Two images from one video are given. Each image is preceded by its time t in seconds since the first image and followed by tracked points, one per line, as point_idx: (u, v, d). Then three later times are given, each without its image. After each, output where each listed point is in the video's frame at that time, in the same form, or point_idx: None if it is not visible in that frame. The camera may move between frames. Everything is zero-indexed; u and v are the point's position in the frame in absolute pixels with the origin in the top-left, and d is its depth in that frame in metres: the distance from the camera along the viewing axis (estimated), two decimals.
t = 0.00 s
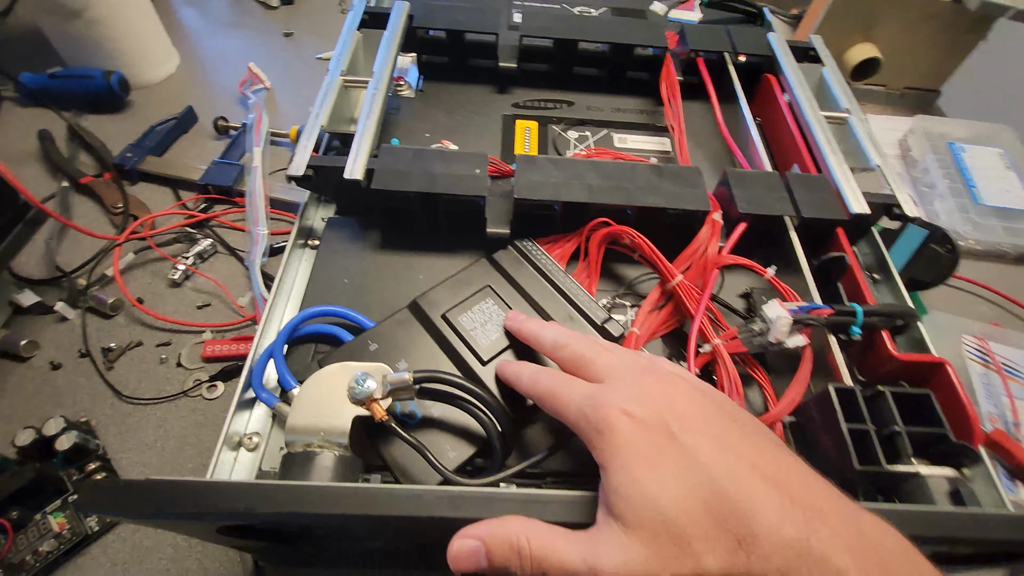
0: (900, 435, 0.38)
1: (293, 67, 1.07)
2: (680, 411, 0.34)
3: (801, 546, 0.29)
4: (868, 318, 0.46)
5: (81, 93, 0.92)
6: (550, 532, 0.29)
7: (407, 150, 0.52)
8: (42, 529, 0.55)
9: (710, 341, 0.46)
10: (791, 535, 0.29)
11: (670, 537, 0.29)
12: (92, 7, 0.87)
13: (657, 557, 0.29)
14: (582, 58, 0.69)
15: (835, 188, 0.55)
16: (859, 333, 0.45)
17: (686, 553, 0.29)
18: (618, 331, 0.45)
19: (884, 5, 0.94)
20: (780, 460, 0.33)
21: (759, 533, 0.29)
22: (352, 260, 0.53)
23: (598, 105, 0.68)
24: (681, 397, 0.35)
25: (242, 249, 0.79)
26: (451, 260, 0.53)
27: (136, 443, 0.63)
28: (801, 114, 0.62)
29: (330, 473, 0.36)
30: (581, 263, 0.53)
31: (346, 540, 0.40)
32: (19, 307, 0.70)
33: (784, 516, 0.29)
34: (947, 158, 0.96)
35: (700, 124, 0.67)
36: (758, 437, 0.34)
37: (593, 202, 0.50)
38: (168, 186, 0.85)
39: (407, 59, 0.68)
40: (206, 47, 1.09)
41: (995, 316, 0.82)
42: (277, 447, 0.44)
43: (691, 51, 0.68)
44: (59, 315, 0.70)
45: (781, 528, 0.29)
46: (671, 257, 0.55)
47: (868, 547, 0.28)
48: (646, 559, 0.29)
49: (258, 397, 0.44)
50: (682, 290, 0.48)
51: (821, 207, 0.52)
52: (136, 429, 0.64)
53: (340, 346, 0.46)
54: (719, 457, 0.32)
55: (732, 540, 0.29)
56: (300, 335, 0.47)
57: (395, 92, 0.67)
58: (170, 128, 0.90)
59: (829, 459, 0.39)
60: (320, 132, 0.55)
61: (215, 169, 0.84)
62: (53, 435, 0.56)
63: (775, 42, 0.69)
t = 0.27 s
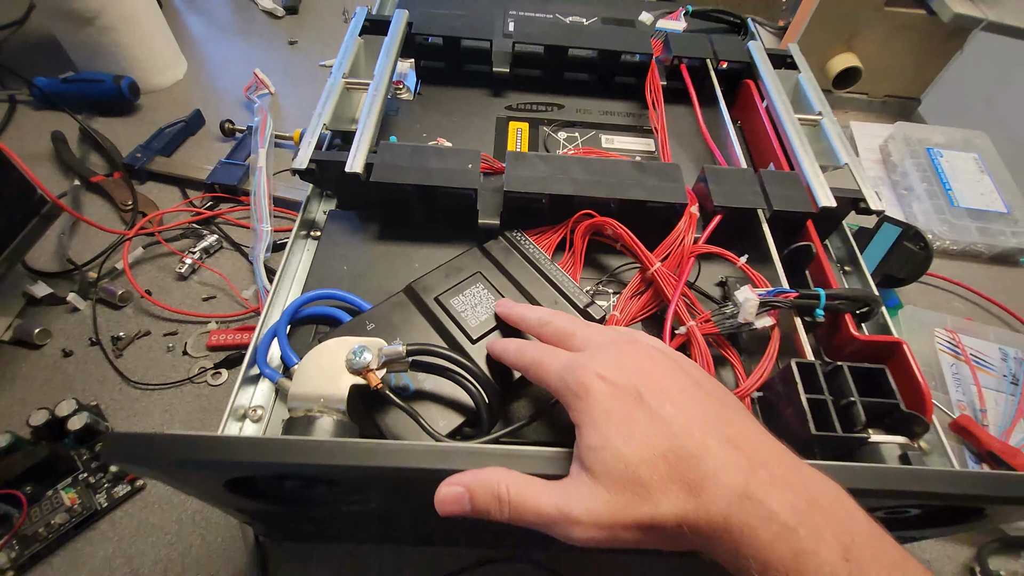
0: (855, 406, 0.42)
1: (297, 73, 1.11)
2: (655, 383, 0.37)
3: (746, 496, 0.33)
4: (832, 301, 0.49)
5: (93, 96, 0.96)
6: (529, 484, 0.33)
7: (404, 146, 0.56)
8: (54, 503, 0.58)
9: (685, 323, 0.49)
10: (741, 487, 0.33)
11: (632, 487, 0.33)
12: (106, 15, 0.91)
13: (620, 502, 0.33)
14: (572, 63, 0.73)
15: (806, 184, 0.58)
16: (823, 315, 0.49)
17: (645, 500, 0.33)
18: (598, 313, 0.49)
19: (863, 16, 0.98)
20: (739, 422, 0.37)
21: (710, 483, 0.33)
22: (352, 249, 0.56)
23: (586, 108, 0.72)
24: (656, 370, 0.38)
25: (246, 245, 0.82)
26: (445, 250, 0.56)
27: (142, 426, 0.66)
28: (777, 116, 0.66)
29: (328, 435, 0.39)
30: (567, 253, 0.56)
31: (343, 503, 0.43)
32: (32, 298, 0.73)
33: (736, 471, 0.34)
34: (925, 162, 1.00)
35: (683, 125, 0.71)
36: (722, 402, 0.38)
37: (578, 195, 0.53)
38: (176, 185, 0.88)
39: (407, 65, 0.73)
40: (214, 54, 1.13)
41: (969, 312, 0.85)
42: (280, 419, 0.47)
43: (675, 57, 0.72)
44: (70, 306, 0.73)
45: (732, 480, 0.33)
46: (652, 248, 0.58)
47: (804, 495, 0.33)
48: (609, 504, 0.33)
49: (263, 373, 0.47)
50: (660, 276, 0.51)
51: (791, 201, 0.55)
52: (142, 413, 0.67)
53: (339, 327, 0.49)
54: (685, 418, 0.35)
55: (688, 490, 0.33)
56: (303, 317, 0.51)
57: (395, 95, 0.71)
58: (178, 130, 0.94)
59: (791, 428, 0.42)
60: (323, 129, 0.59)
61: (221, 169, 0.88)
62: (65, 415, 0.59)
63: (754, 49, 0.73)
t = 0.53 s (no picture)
0: (805, 374, 0.47)
1: (310, 80, 1.18)
2: (664, 393, 0.39)
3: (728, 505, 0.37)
4: (791, 287, 0.55)
5: (121, 99, 1.03)
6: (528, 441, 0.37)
7: (409, 143, 0.62)
8: (82, 464, 0.63)
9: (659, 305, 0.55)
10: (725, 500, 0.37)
11: (622, 483, 0.36)
12: (137, 24, 0.98)
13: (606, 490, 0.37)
14: (565, 74, 0.80)
15: (774, 183, 0.64)
16: (783, 299, 0.55)
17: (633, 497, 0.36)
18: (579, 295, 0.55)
19: (842, 34, 1.05)
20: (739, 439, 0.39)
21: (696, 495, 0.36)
22: (360, 236, 0.62)
23: (578, 114, 0.78)
24: (668, 381, 0.40)
25: (260, 237, 0.88)
26: (444, 238, 0.62)
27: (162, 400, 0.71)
28: (751, 123, 0.72)
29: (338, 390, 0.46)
30: (555, 243, 0.62)
31: (348, 455, 0.48)
32: (64, 282, 0.79)
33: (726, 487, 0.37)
34: (902, 171, 1.06)
35: (666, 131, 0.77)
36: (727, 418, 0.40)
37: (565, 189, 0.59)
38: (196, 181, 0.95)
39: (413, 72, 0.78)
40: (233, 63, 1.20)
41: (941, 311, 0.90)
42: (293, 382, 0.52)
43: (660, 68, 0.78)
44: (98, 289, 0.79)
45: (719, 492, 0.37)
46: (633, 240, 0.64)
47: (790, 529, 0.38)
48: (595, 491, 0.37)
49: (278, 342, 0.53)
50: (637, 263, 0.57)
51: (759, 198, 0.61)
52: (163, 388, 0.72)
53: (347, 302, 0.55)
54: (689, 433, 0.38)
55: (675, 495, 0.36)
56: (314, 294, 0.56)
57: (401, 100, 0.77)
58: (200, 131, 1.00)
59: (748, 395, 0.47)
60: (336, 128, 0.65)
61: (239, 168, 0.94)
62: (94, 385, 0.64)
63: (733, 63, 0.79)
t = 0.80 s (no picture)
0: (762, 342, 0.51)
1: (320, 76, 1.24)
2: (768, 474, 0.39)
3: None
4: (756, 265, 0.58)
5: (140, 88, 1.08)
6: None
7: (405, 126, 0.66)
8: (91, 419, 0.67)
9: (631, 279, 0.58)
10: None
11: None
12: (158, 17, 1.04)
13: None
14: (557, 69, 0.84)
15: (748, 172, 0.68)
16: (748, 276, 0.58)
17: None
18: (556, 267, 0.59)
19: (831, 41, 1.09)
20: None
21: None
22: (356, 212, 0.66)
23: (568, 107, 0.83)
24: (773, 461, 0.40)
25: (265, 219, 0.93)
26: (435, 216, 0.66)
27: (167, 365, 0.75)
28: (730, 118, 0.76)
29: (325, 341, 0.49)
30: (537, 222, 0.66)
31: (335, 406, 0.52)
32: (80, 254, 0.83)
33: None
34: (887, 174, 1.08)
35: (651, 125, 0.81)
36: None
37: (547, 171, 0.63)
38: (207, 166, 1.00)
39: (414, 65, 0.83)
40: (246, 58, 1.26)
41: (921, 308, 0.92)
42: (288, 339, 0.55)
43: (646, 66, 0.82)
44: (112, 262, 0.84)
45: None
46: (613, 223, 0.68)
47: None
48: None
49: (274, 304, 0.56)
50: (612, 241, 0.61)
51: (731, 185, 0.65)
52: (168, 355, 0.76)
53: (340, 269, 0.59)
54: None
55: None
56: (310, 261, 0.61)
57: (401, 91, 0.81)
58: (212, 119, 1.06)
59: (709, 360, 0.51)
60: (338, 112, 0.70)
61: (247, 154, 0.99)
62: (105, 346, 0.69)
63: (717, 63, 0.83)
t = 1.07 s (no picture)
0: (734, 303, 0.55)
1: (329, 67, 1.29)
2: (751, 442, 0.44)
3: None
4: (733, 234, 0.62)
5: (158, 76, 1.14)
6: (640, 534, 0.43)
7: (404, 104, 0.70)
8: (108, 374, 0.73)
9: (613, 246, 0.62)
10: None
11: None
12: (176, 8, 1.10)
13: None
14: (553, 57, 0.88)
15: (729, 152, 0.71)
16: (724, 244, 0.61)
17: None
18: (543, 234, 0.62)
19: (823, 35, 1.12)
20: (852, 544, 0.42)
21: None
22: (358, 184, 0.71)
23: (562, 93, 0.87)
24: (755, 430, 0.44)
25: (274, 198, 0.97)
26: (431, 189, 0.71)
27: (179, 330, 0.80)
28: (716, 102, 0.79)
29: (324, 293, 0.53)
30: (527, 195, 0.69)
31: (329, 356, 0.55)
32: (99, 226, 0.88)
33: None
34: (878, 165, 1.10)
35: (641, 110, 0.85)
36: (840, 521, 0.43)
37: (537, 147, 0.67)
38: (219, 149, 1.05)
39: (416, 53, 0.86)
40: (259, 49, 1.32)
41: (905, 293, 0.95)
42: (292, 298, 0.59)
43: (638, 53, 0.86)
44: (129, 235, 0.89)
45: None
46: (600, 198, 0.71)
47: None
48: None
49: (278, 264, 0.61)
50: (597, 212, 0.65)
51: (712, 162, 0.68)
52: (179, 321, 0.81)
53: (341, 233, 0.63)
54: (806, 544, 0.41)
55: None
56: (311, 226, 0.65)
57: (403, 76, 0.85)
58: (225, 105, 1.11)
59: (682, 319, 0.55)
60: (342, 90, 0.74)
61: (257, 137, 1.04)
62: (122, 308, 0.75)
63: (707, 51, 0.87)
